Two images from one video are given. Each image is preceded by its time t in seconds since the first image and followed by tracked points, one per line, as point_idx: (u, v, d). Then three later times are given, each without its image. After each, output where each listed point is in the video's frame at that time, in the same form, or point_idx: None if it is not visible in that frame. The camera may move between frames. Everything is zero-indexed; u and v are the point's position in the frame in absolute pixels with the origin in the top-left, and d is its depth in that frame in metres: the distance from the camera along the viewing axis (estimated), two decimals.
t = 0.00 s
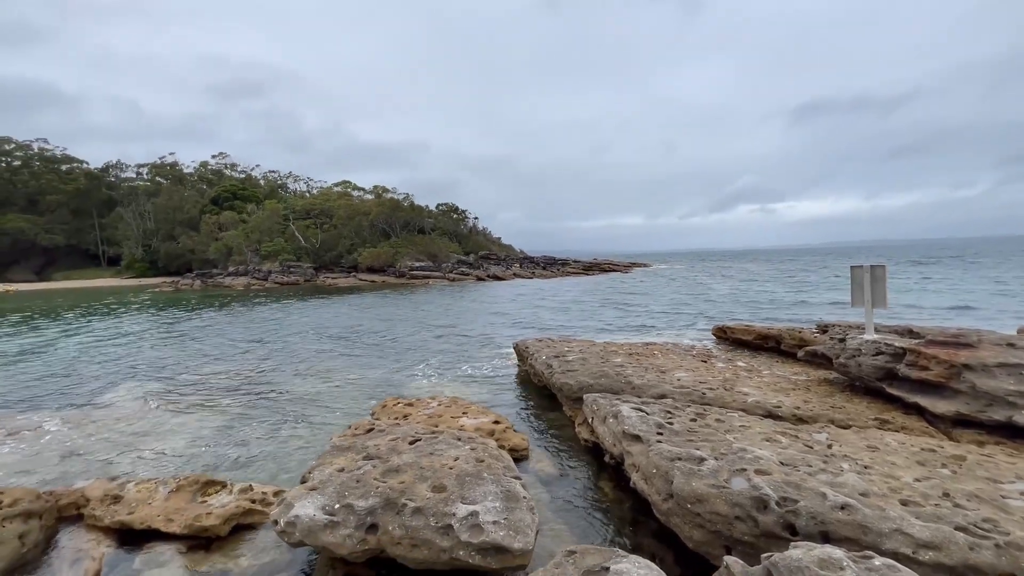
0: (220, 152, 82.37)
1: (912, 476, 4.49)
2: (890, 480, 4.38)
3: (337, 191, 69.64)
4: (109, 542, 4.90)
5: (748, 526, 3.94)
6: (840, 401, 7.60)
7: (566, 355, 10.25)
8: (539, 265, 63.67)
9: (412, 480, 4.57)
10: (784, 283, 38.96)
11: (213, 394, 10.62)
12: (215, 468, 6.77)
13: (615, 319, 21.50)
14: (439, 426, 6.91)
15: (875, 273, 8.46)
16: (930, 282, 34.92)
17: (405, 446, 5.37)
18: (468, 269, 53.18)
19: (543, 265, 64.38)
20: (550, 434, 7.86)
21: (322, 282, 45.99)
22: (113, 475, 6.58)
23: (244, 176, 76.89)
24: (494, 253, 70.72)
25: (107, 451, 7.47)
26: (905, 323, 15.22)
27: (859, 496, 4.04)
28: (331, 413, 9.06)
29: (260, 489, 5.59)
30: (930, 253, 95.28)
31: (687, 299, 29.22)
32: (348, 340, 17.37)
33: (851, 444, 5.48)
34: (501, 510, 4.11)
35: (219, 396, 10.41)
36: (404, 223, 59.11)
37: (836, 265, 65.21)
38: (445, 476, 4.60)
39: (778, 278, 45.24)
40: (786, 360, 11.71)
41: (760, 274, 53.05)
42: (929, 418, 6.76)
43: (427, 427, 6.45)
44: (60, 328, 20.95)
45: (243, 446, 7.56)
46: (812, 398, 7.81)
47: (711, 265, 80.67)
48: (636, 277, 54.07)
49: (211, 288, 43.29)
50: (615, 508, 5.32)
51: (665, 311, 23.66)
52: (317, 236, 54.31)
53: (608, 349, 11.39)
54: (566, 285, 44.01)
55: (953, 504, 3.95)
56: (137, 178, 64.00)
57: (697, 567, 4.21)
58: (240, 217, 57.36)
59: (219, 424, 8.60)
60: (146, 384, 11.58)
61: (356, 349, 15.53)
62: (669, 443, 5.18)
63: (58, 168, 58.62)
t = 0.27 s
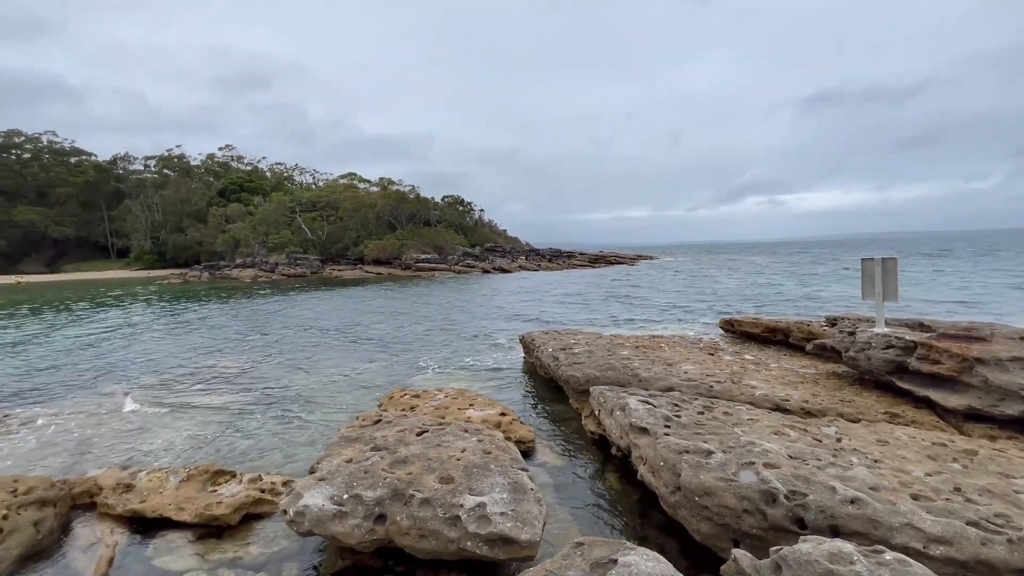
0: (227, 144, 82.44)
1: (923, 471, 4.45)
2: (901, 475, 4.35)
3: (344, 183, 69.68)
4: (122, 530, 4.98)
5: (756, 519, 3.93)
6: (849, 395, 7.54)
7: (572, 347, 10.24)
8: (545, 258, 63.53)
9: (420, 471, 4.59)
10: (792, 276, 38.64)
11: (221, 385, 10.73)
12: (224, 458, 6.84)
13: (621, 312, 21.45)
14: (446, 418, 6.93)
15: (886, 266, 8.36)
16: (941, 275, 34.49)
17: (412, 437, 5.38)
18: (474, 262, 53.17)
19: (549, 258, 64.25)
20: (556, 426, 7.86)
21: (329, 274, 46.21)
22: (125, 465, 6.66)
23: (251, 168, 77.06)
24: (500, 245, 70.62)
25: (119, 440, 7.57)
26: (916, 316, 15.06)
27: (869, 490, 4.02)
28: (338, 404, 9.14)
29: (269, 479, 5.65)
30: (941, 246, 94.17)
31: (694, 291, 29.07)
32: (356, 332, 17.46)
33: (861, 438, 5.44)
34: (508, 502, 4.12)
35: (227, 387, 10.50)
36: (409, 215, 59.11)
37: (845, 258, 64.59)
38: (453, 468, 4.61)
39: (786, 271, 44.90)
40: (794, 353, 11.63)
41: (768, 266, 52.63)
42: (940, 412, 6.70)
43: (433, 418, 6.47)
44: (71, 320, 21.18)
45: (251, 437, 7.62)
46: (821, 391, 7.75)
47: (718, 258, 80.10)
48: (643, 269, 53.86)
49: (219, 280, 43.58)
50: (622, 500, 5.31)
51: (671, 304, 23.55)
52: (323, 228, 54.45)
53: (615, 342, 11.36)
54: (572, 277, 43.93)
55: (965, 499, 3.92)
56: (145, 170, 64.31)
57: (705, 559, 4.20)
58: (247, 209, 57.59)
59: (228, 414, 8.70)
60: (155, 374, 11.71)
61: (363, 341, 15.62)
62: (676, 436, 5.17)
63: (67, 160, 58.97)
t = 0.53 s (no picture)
0: (233, 136, 82.53)
1: (935, 464, 4.41)
2: (912, 468, 4.31)
3: (350, 175, 69.69)
4: (135, 516, 5.05)
5: (765, 510, 3.92)
6: (859, 388, 7.48)
7: (579, 339, 10.22)
8: (551, 250, 63.37)
9: (427, 461, 4.61)
10: (801, 268, 38.28)
11: (231, 374, 10.85)
12: (235, 447, 6.93)
13: (628, 304, 21.38)
14: (453, 408, 6.95)
15: (899, 257, 8.24)
16: (954, 267, 34.01)
17: (420, 427, 5.40)
18: (480, 253, 53.13)
19: (555, 249, 64.07)
20: (563, 417, 7.87)
21: (336, 265, 46.40)
22: (138, 452, 6.76)
23: (257, 160, 77.17)
24: (506, 237, 70.49)
25: (131, 428, 7.70)
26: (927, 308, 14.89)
27: (880, 482, 3.98)
28: (346, 394, 9.22)
29: (279, 468, 5.70)
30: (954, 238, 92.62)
31: (702, 284, 28.88)
32: (363, 322, 17.56)
33: (871, 430, 5.39)
34: (516, 492, 4.13)
35: (236, 377, 10.59)
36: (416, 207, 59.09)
37: (855, 250, 63.88)
38: (460, 458, 4.63)
39: (794, 263, 44.49)
40: (803, 346, 11.54)
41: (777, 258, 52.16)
42: (951, 405, 6.63)
43: (441, 409, 6.49)
44: (82, 310, 21.40)
45: (261, 425, 7.72)
46: (830, 384, 7.69)
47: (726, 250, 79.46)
48: (649, 261, 53.60)
49: (227, 271, 43.88)
50: (629, 491, 5.31)
51: (678, 296, 23.42)
52: (330, 220, 54.57)
53: (622, 333, 11.32)
54: (578, 269, 43.84)
55: (978, 492, 3.88)
56: (154, 162, 64.64)
57: (713, 550, 4.20)
58: (254, 201, 57.82)
59: (239, 403, 8.82)
60: (166, 364, 11.87)
61: (370, 332, 15.72)
62: (684, 427, 5.16)
63: (76, 152, 59.38)
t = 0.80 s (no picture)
0: (242, 127, 82.71)
1: (949, 458, 4.36)
2: (925, 461, 4.27)
3: (358, 167, 69.72)
4: (150, 502, 5.14)
5: (776, 502, 3.90)
6: (871, 381, 7.40)
7: (587, 331, 10.20)
8: (558, 242, 63.16)
9: (437, 450, 4.63)
10: (811, 261, 37.87)
11: (242, 364, 10.98)
12: (246, 435, 7.01)
13: (635, 296, 21.27)
14: (461, 399, 6.98)
15: (913, 249, 8.12)
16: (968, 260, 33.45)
17: (429, 417, 5.42)
18: (487, 246, 53.07)
19: (563, 242, 63.85)
20: (570, 408, 7.88)
21: (344, 257, 46.60)
22: (152, 439, 6.86)
23: (265, 152, 77.36)
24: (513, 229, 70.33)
25: (146, 416, 7.83)
26: (941, 302, 14.67)
27: (893, 475, 3.95)
28: (356, 384, 9.30)
29: (289, 456, 5.76)
30: (968, 230, 91.04)
31: (710, 276, 28.67)
32: (371, 314, 17.67)
33: (883, 423, 5.34)
34: (525, 481, 4.14)
35: (247, 367, 10.70)
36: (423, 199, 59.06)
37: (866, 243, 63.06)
38: (470, 447, 4.65)
39: (804, 256, 43.97)
40: (813, 339, 11.44)
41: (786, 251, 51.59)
42: (965, 399, 6.55)
43: (449, 399, 6.52)
44: (95, 301, 21.68)
45: (272, 414, 7.79)
46: (841, 377, 7.62)
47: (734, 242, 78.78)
48: (657, 253, 53.26)
49: (237, 263, 44.18)
50: (637, 482, 5.31)
51: (687, 289, 23.26)
52: (338, 211, 54.70)
53: (630, 325, 11.28)
54: (585, 261, 43.66)
55: (992, 486, 3.83)
56: (163, 153, 65.01)
57: (722, 541, 4.19)
58: (262, 192, 58.06)
59: (250, 392, 8.93)
60: (178, 353, 12.04)
61: (378, 323, 15.82)
62: (694, 419, 5.14)
63: (87, 144, 59.84)
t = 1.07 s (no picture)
0: (252, 120, 83.14)
1: (964, 453, 4.30)
2: (940, 456, 4.21)
3: (366, 159, 69.84)
4: (165, 488, 5.23)
5: (787, 496, 3.88)
6: (884, 376, 7.32)
7: (596, 323, 10.18)
8: (567, 235, 62.93)
9: (447, 440, 4.66)
10: (823, 255, 37.41)
11: (254, 354, 11.12)
12: (259, 424, 7.08)
13: (644, 290, 21.16)
14: (470, 390, 7.00)
15: (929, 242, 7.99)
16: (985, 255, 32.82)
17: (439, 408, 5.45)
18: (495, 239, 53.01)
19: (571, 235, 63.62)
20: (579, 401, 7.88)
21: (353, 250, 46.84)
22: (167, 428, 6.96)
23: (275, 145, 77.73)
24: (522, 223, 70.19)
25: (161, 404, 7.97)
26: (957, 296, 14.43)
27: (907, 470, 3.91)
28: (365, 375, 9.36)
29: (301, 445, 5.83)
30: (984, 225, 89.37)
31: (720, 270, 28.43)
32: (380, 306, 17.76)
33: (896, 418, 5.28)
34: (535, 472, 4.15)
35: (259, 358, 10.80)
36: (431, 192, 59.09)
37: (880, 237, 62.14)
38: (480, 437, 4.67)
39: (816, 250, 43.44)
40: (825, 333, 11.32)
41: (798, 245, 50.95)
42: (981, 395, 6.47)
43: (458, 390, 6.55)
44: (109, 292, 22.01)
45: (284, 404, 7.86)
46: (853, 371, 7.56)
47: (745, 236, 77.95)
48: (667, 247, 52.87)
49: (247, 255, 44.56)
50: (646, 475, 5.32)
51: (696, 282, 23.11)
52: (347, 204, 54.90)
53: (639, 319, 11.22)
54: (593, 255, 43.50)
55: (1010, 482, 3.78)
56: (174, 147, 65.56)
57: (732, 533, 4.19)
58: (272, 185, 58.39)
59: (262, 382, 9.06)
60: (191, 343, 12.22)
61: (386, 315, 15.89)
62: (705, 412, 5.11)
63: (101, 137, 60.50)
